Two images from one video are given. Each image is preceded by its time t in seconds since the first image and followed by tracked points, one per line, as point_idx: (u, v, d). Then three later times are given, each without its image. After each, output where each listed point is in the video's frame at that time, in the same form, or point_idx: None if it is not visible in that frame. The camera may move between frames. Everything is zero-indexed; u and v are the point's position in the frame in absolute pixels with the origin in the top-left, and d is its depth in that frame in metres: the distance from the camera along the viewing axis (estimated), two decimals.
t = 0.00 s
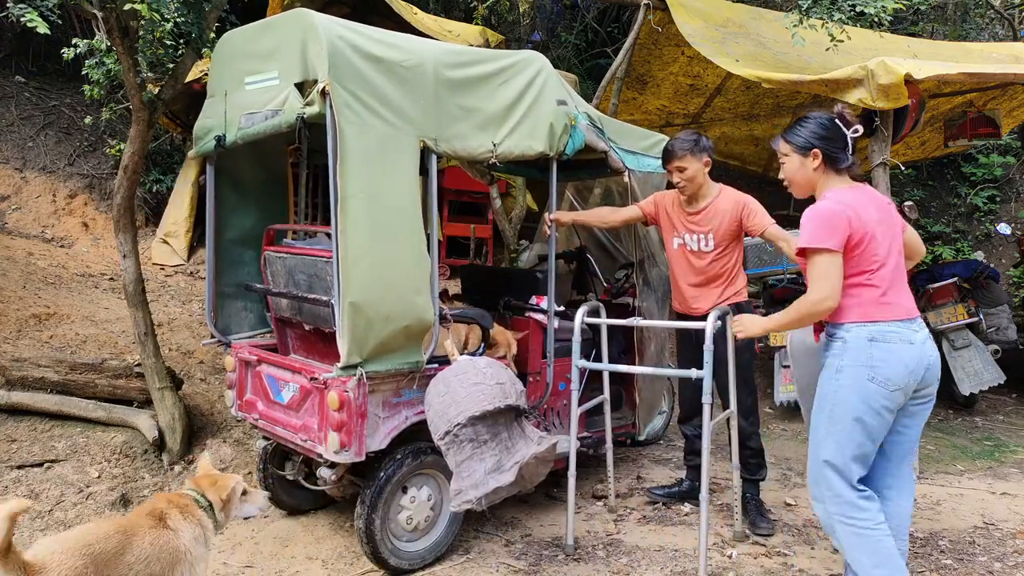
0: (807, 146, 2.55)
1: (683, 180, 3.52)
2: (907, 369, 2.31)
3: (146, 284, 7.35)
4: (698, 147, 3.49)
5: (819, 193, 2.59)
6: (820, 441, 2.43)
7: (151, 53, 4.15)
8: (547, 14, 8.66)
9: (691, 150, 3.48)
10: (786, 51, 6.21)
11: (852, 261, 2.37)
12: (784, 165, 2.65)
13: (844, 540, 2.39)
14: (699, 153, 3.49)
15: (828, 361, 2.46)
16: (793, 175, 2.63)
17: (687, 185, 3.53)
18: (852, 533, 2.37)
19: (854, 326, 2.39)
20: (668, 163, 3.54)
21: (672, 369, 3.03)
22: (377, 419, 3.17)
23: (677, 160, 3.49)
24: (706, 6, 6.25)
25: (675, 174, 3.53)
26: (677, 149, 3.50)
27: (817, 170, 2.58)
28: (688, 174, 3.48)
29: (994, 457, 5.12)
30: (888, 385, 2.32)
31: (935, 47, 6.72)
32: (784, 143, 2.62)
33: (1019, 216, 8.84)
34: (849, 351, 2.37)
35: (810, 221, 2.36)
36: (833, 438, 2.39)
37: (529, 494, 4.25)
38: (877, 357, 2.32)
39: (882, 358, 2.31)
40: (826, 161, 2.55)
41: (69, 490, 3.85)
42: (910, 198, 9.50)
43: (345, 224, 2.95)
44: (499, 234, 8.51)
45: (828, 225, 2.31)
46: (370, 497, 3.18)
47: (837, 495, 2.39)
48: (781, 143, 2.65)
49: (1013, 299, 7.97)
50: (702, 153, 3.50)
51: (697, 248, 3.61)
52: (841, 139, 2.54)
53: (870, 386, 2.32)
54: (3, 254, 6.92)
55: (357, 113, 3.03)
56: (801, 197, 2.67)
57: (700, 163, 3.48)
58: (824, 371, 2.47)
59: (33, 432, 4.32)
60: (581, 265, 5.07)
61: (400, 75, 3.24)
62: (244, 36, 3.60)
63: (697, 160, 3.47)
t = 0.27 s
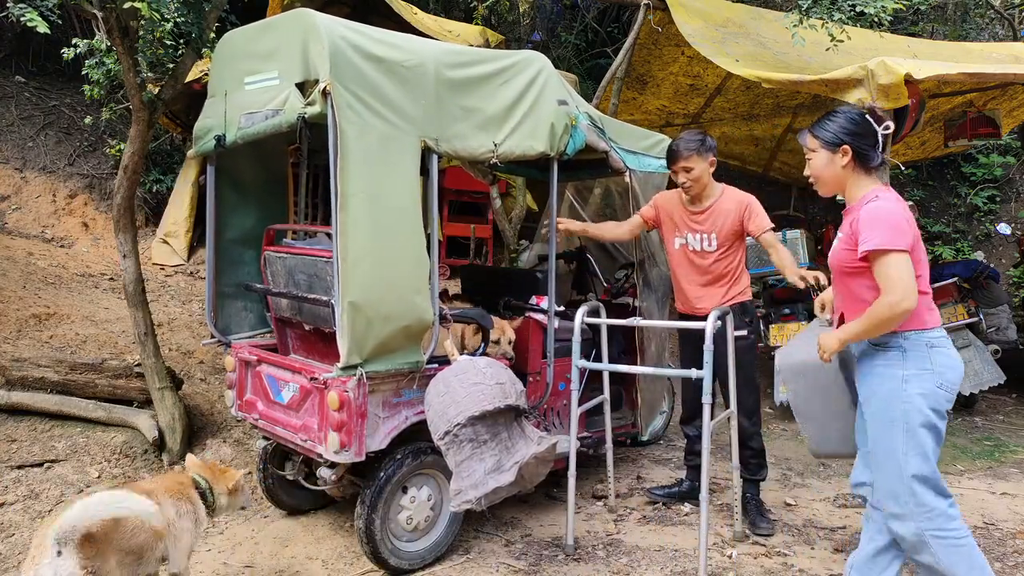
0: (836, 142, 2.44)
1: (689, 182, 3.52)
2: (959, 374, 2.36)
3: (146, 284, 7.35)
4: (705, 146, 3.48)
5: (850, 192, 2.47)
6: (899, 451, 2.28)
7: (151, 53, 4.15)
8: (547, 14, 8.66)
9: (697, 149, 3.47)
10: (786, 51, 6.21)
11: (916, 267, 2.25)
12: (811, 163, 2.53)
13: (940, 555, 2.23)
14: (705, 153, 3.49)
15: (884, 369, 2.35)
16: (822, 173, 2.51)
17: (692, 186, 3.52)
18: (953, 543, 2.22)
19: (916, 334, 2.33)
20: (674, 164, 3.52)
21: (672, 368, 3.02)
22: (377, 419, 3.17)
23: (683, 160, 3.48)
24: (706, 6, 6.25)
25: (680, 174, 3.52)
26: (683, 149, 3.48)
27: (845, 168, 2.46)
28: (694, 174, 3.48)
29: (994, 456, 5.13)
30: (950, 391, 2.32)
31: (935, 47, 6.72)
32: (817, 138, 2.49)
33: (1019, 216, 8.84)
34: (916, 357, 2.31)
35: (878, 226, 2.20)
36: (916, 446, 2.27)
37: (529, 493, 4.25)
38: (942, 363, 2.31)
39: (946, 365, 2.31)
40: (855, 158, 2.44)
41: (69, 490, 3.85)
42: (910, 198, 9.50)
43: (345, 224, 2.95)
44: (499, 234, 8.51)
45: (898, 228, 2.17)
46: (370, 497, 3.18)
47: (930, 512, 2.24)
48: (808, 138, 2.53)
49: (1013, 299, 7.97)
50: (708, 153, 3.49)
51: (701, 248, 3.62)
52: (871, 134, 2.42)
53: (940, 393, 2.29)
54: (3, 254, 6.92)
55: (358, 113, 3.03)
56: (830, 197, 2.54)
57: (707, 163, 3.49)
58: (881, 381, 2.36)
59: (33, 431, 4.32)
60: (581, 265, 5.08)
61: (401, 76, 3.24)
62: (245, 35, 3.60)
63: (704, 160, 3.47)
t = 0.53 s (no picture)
0: (882, 144, 2.40)
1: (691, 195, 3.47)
2: None
3: (146, 284, 7.36)
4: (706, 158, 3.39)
5: (895, 196, 2.43)
6: (958, 459, 2.26)
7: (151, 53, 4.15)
8: (547, 14, 8.66)
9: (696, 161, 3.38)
10: (785, 52, 6.21)
11: (978, 277, 2.23)
12: (853, 165, 2.48)
13: (976, 563, 2.26)
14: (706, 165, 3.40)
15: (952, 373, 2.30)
16: (864, 177, 2.46)
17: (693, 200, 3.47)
18: (992, 558, 2.24)
19: (983, 341, 2.28)
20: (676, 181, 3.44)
21: (671, 369, 3.02)
22: (377, 419, 3.17)
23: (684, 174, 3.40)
24: (706, 6, 6.25)
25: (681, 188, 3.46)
26: (684, 161, 3.40)
27: (890, 172, 2.42)
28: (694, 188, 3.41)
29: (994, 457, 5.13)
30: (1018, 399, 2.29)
31: (935, 46, 6.72)
32: (864, 141, 2.43)
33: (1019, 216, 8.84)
34: (985, 365, 2.27)
35: (949, 235, 2.15)
36: (978, 457, 2.25)
37: (529, 493, 4.25)
38: (1011, 369, 2.28)
39: (1016, 371, 2.28)
40: (900, 161, 2.41)
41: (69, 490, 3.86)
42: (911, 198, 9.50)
43: (346, 224, 2.95)
44: (499, 234, 8.51)
45: (968, 238, 2.14)
46: (370, 497, 3.18)
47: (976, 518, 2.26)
48: (852, 139, 2.47)
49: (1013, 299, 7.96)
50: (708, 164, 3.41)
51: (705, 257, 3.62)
52: (916, 137, 2.39)
53: (1009, 401, 2.27)
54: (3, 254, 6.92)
55: (358, 113, 3.03)
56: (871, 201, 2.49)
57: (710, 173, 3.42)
58: (948, 385, 2.31)
59: (33, 431, 4.32)
60: (581, 265, 5.10)
61: (402, 76, 3.25)
62: (246, 36, 3.60)
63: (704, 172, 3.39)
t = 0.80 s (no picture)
0: (921, 132, 2.41)
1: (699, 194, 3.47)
2: None
3: (146, 284, 7.35)
4: (714, 161, 3.34)
5: (931, 185, 2.47)
6: (987, 454, 2.30)
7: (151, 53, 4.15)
8: (547, 14, 8.66)
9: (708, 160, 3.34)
10: (786, 51, 6.21)
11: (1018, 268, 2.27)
12: (890, 153, 2.49)
13: (996, 558, 2.30)
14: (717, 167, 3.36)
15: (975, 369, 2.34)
16: (902, 166, 2.48)
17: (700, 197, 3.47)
18: (1012, 555, 2.27)
19: (1014, 334, 2.30)
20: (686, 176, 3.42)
21: (680, 364, 2.99)
22: (377, 419, 3.17)
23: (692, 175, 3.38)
24: (706, 6, 6.25)
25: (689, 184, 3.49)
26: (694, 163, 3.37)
27: (927, 160, 2.45)
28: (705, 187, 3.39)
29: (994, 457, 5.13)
30: None
31: (935, 46, 6.72)
32: (902, 128, 2.45)
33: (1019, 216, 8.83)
34: (1016, 360, 2.30)
35: (993, 222, 2.20)
36: (1007, 451, 2.28)
37: (529, 493, 4.25)
38: None
39: None
40: (938, 150, 2.43)
41: (69, 490, 3.85)
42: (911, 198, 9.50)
43: (346, 224, 2.95)
44: (499, 234, 8.51)
45: (1015, 227, 2.18)
46: (370, 497, 3.18)
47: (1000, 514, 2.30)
48: (891, 127, 2.49)
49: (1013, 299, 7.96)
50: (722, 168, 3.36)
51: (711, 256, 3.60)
52: (956, 126, 2.42)
53: None
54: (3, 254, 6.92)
55: (358, 113, 3.03)
56: (907, 190, 2.52)
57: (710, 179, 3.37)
58: (977, 380, 2.35)
59: (33, 432, 4.32)
60: (581, 265, 5.11)
61: (402, 75, 3.25)
62: (246, 35, 3.60)
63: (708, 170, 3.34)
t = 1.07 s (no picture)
0: (943, 135, 2.42)
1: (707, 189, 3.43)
2: None
3: (146, 284, 7.35)
4: (724, 155, 3.34)
5: (947, 186, 2.47)
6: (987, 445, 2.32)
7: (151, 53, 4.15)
8: (547, 14, 8.66)
9: (723, 155, 3.34)
10: (786, 51, 6.21)
11: None
12: (911, 152, 2.49)
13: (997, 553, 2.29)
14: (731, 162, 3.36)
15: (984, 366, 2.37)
16: (922, 165, 2.47)
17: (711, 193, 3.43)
18: (1011, 551, 2.26)
19: None
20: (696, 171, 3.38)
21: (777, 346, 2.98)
22: (377, 419, 3.17)
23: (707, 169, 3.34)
24: (706, 6, 6.25)
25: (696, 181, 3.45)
26: (701, 159, 3.35)
27: (947, 163, 2.45)
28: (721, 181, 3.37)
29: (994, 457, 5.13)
30: None
31: (935, 47, 6.72)
32: (926, 129, 2.45)
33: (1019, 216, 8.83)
34: (1016, 352, 2.33)
35: (1019, 222, 2.21)
36: (1007, 444, 2.29)
37: (529, 493, 4.25)
38: None
39: None
40: (958, 154, 2.43)
41: (69, 490, 3.85)
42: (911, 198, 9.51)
43: (346, 224, 2.95)
44: (499, 234, 8.51)
45: None
46: (370, 497, 3.18)
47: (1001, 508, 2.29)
48: (913, 126, 2.48)
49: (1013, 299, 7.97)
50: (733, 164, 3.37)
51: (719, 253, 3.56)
52: (978, 129, 2.42)
53: None
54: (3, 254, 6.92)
55: (358, 113, 3.03)
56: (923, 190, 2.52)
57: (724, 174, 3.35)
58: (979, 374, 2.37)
59: (33, 432, 4.32)
60: (581, 265, 5.11)
61: (402, 76, 3.25)
62: (246, 35, 3.60)
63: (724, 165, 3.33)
